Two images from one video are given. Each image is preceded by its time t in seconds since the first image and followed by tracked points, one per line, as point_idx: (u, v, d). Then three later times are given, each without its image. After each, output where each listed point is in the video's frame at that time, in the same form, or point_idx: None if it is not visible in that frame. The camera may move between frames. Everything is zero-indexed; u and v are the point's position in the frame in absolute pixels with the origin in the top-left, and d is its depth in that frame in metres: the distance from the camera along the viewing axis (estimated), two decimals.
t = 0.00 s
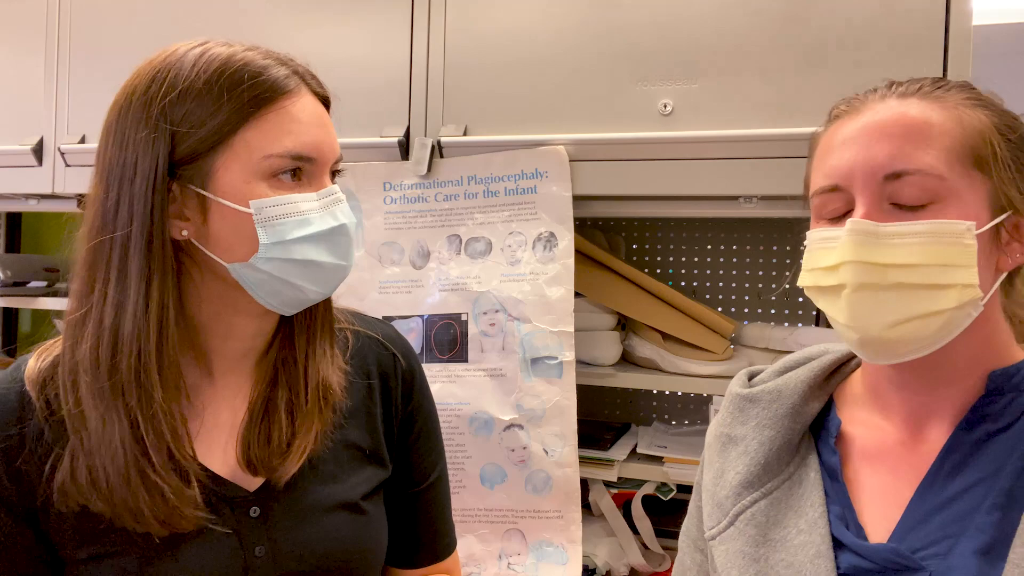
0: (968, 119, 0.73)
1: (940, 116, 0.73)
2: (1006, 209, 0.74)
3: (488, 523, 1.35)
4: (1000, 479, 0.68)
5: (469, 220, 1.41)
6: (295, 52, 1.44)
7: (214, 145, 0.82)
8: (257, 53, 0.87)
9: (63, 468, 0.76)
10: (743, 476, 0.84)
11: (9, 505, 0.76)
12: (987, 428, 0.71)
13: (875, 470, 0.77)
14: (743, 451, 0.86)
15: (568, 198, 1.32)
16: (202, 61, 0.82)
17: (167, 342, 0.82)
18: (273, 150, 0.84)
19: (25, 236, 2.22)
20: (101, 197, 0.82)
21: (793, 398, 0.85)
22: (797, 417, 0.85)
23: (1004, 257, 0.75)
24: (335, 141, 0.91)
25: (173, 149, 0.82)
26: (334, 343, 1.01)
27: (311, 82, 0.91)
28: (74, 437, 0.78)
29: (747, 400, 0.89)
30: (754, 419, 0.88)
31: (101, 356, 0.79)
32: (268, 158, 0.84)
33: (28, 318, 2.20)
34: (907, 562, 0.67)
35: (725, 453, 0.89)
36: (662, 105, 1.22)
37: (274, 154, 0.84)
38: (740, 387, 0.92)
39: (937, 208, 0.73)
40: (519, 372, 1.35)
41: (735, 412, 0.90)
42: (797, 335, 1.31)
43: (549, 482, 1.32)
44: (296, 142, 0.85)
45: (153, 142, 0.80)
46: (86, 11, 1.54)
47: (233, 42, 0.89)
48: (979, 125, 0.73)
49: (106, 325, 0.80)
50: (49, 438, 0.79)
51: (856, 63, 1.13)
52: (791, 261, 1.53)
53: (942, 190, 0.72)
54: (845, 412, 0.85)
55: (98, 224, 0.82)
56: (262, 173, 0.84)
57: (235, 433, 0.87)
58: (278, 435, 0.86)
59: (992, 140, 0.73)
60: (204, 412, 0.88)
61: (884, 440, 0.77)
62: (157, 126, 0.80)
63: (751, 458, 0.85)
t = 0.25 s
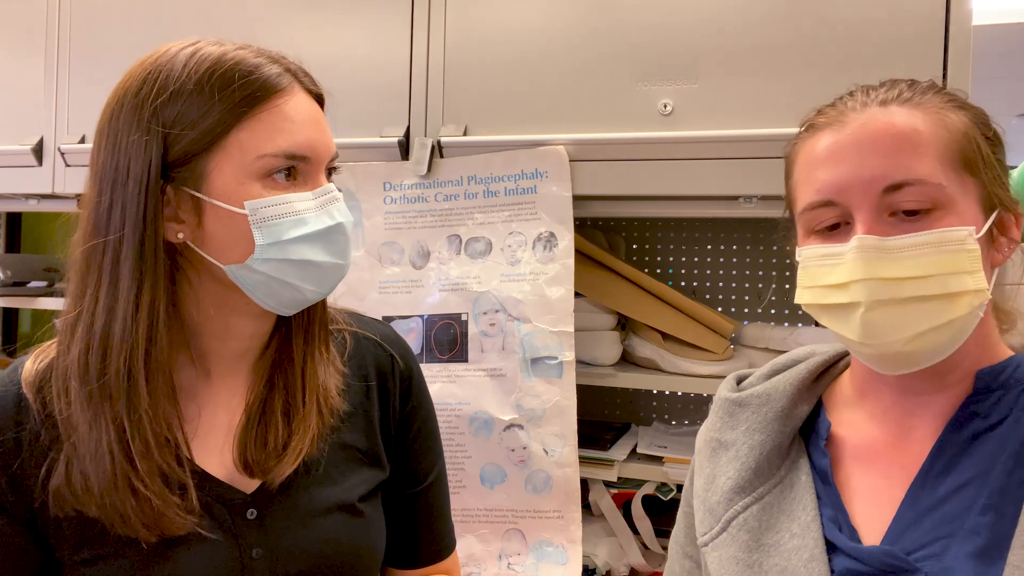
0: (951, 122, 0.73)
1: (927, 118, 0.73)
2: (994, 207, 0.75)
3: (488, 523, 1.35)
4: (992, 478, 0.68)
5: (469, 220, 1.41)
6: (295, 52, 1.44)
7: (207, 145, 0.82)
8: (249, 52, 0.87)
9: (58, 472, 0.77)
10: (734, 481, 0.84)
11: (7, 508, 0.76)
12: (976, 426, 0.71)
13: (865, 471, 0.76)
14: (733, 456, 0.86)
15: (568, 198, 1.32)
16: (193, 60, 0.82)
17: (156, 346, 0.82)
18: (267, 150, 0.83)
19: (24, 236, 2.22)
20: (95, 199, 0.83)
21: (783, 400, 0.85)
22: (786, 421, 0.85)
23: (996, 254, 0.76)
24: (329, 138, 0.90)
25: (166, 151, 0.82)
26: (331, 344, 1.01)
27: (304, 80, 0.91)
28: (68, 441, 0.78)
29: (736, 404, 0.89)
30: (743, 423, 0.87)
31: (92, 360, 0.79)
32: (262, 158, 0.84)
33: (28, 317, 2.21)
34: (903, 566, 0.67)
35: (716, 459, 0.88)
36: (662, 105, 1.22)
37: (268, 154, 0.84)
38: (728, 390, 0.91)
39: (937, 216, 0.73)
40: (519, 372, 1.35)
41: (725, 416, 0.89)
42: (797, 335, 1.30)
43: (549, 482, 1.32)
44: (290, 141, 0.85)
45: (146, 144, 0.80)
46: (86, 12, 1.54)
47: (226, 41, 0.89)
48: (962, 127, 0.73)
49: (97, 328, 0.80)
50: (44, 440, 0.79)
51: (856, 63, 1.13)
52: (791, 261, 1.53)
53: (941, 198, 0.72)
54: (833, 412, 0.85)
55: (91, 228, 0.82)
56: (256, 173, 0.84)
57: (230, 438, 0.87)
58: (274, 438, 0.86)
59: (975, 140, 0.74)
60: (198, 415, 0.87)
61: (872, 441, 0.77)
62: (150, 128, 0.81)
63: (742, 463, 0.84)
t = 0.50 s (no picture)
0: (929, 124, 0.73)
1: (903, 119, 0.73)
2: (976, 209, 0.74)
3: (488, 523, 1.35)
4: (985, 480, 0.68)
5: (469, 220, 1.41)
6: (296, 52, 1.44)
7: (204, 146, 0.82)
8: (247, 51, 0.87)
9: (59, 471, 0.77)
10: (727, 486, 0.84)
11: (7, 508, 0.76)
12: (970, 427, 0.71)
13: (858, 475, 0.76)
14: (725, 461, 0.86)
15: (568, 198, 1.32)
16: (191, 60, 0.82)
17: (153, 346, 0.81)
18: (263, 150, 0.83)
19: (24, 236, 2.22)
20: (93, 199, 0.83)
21: (773, 404, 0.85)
22: (778, 424, 0.85)
23: (980, 255, 0.75)
24: (326, 138, 0.90)
25: (162, 150, 0.82)
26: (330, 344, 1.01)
27: (302, 80, 0.91)
28: (67, 441, 0.78)
29: (728, 408, 0.89)
30: (735, 428, 0.88)
31: (91, 360, 0.80)
32: (258, 159, 0.84)
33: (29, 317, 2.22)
34: (895, 570, 0.66)
35: (708, 464, 0.89)
36: (662, 105, 1.22)
37: (264, 154, 0.84)
38: (719, 395, 0.92)
39: (913, 218, 0.73)
40: (519, 372, 1.35)
41: (715, 421, 0.90)
42: (797, 334, 1.30)
43: (549, 482, 1.32)
44: (287, 142, 0.84)
45: (142, 144, 0.80)
46: (87, 11, 1.54)
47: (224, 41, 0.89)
48: (940, 129, 0.73)
49: (95, 328, 0.80)
50: (44, 440, 0.79)
51: (856, 63, 1.13)
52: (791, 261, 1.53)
53: (916, 201, 0.72)
54: (825, 416, 0.85)
55: (89, 227, 0.82)
56: (253, 173, 0.84)
57: (230, 438, 0.87)
58: (272, 438, 0.86)
59: (955, 142, 0.74)
60: (196, 415, 0.87)
61: (863, 445, 0.77)
62: (146, 128, 0.81)
63: (734, 468, 0.85)
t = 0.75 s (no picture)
0: (943, 127, 0.73)
1: (920, 121, 0.73)
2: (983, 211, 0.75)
3: (488, 523, 1.35)
4: (982, 481, 0.68)
5: (469, 220, 1.41)
6: (295, 52, 1.44)
7: (201, 148, 0.82)
8: (245, 52, 0.87)
9: (58, 469, 0.76)
10: (724, 488, 0.84)
11: (6, 508, 0.76)
12: (967, 430, 0.71)
13: (856, 476, 0.76)
14: (723, 463, 0.86)
15: (568, 198, 1.32)
16: (189, 61, 0.82)
17: (151, 347, 0.82)
18: (262, 153, 0.84)
19: (24, 236, 2.22)
20: (91, 201, 0.83)
21: (771, 406, 0.85)
22: (775, 426, 0.85)
23: (985, 257, 0.76)
24: (325, 140, 0.90)
25: (160, 153, 0.82)
26: (330, 344, 1.01)
27: (300, 82, 0.91)
28: (65, 441, 0.78)
29: (725, 411, 0.89)
30: (733, 430, 0.88)
31: (88, 361, 0.80)
32: (255, 162, 0.84)
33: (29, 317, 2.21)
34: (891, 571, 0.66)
35: (706, 465, 0.89)
36: (662, 105, 1.22)
37: (262, 157, 0.84)
38: (717, 397, 0.92)
39: (929, 219, 0.73)
40: (519, 372, 1.35)
41: (713, 423, 0.90)
42: (797, 334, 1.30)
43: (549, 482, 1.32)
44: (284, 144, 0.84)
45: (140, 146, 0.80)
46: (87, 11, 1.54)
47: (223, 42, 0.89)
48: (953, 132, 0.74)
49: (92, 330, 0.80)
50: (43, 438, 0.79)
51: (856, 63, 1.13)
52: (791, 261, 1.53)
53: (934, 202, 0.72)
54: (823, 416, 0.85)
55: (87, 229, 0.82)
56: (249, 176, 0.84)
57: (230, 437, 0.87)
58: (272, 436, 0.87)
59: (967, 145, 0.74)
60: (194, 414, 0.87)
61: (862, 446, 0.77)
62: (144, 131, 0.81)
63: (732, 470, 0.85)
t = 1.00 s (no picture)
0: (935, 127, 0.73)
1: (910, 121, 0.73)
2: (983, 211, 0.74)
3: (488, 523, 1.35)
4: (984, 480, 0.68)
5: (469, 220, 1.41)
6: (296, 53, 1.44)
7: (199, 149, 0.82)
8: (242, 52, 0.87)
9: (56, 469, 0.77)
10: (725, 486, 0.84)
11: (4, 506, 0.76)
12: (969, 429, 0.71)
13: (858, 475, 0.76)
14: (724, 460, 0.86)
15: (568, 198, 1.32)
16: (186, 61, 0.82)
17: (145, 349, 0.81)
18: (258, 154, 0.83)
19: (25, 236, 2.22)
20: (89, 202, 0.83)
21: (772, 404, 0.85)
22: (777, 423, 0.85)
23: (982, 258, 0.76)
24: (323, 140, 0.90)
25: (157, 154, 0.82)
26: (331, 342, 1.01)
27: (298, 82, 0.91)
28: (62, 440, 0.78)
29: (727, 408, 0.89)
30: (734, 427, 0.88)
31: (84, 360, 0.79)
32: (253, 162, 0.83)
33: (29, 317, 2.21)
34: (894, 569, 0.66)
35: (707, 462, 0.89)
36: (662, 105, 1.22)
37: (258, 158, 0.83)
38: (719, 394, 0.92)
39: (915, 217, 0.73)
40: (519, 372, 1.35)
41: (715, 420, 0.90)
42: (797, 334, 1.30)
43: (549, 482, 1.32)
44: (280, 145, 0.84)
45: (137, 147, 0.80)
46: (87, 11, 1.54)
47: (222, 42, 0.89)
48: (948, 131, 0.73)
49: (90, 329, 0.80)
50: (41, 438, 0.79)
51: (856, 64, 1.13)
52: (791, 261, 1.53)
53: (918, 200, 0.72)
54: (824, 415, 0.85)
55: (85, 229, 0.82)
56: (247, 177, 0.84)
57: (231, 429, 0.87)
58: (272, 434, 0.87)
59: (960, 146, 0.73)
60: (193, 414, 0.87)
61: (862, 444, 0.77)
62: (141, 132, 0.81)
63: (733, 467, 0.85)
